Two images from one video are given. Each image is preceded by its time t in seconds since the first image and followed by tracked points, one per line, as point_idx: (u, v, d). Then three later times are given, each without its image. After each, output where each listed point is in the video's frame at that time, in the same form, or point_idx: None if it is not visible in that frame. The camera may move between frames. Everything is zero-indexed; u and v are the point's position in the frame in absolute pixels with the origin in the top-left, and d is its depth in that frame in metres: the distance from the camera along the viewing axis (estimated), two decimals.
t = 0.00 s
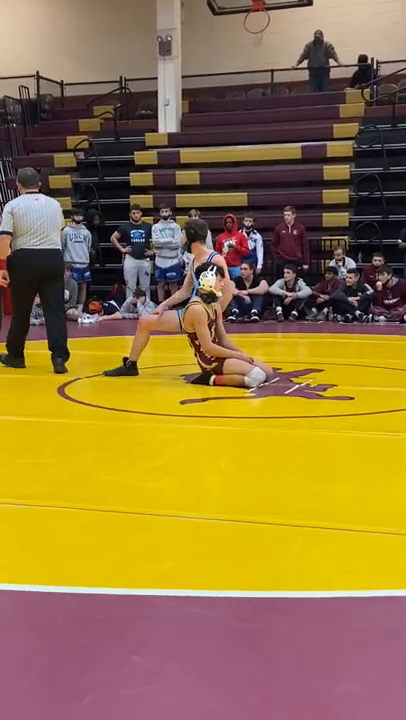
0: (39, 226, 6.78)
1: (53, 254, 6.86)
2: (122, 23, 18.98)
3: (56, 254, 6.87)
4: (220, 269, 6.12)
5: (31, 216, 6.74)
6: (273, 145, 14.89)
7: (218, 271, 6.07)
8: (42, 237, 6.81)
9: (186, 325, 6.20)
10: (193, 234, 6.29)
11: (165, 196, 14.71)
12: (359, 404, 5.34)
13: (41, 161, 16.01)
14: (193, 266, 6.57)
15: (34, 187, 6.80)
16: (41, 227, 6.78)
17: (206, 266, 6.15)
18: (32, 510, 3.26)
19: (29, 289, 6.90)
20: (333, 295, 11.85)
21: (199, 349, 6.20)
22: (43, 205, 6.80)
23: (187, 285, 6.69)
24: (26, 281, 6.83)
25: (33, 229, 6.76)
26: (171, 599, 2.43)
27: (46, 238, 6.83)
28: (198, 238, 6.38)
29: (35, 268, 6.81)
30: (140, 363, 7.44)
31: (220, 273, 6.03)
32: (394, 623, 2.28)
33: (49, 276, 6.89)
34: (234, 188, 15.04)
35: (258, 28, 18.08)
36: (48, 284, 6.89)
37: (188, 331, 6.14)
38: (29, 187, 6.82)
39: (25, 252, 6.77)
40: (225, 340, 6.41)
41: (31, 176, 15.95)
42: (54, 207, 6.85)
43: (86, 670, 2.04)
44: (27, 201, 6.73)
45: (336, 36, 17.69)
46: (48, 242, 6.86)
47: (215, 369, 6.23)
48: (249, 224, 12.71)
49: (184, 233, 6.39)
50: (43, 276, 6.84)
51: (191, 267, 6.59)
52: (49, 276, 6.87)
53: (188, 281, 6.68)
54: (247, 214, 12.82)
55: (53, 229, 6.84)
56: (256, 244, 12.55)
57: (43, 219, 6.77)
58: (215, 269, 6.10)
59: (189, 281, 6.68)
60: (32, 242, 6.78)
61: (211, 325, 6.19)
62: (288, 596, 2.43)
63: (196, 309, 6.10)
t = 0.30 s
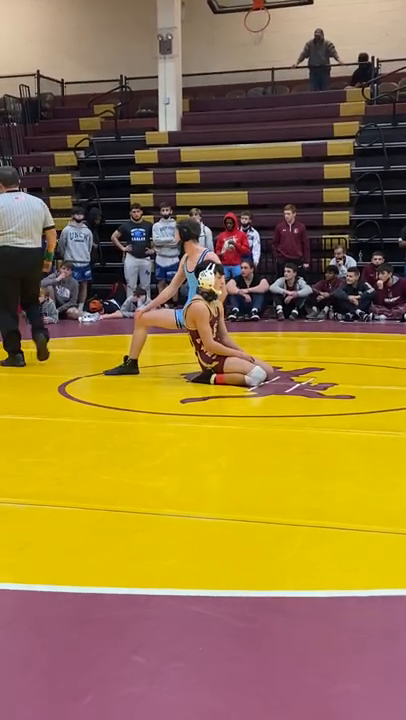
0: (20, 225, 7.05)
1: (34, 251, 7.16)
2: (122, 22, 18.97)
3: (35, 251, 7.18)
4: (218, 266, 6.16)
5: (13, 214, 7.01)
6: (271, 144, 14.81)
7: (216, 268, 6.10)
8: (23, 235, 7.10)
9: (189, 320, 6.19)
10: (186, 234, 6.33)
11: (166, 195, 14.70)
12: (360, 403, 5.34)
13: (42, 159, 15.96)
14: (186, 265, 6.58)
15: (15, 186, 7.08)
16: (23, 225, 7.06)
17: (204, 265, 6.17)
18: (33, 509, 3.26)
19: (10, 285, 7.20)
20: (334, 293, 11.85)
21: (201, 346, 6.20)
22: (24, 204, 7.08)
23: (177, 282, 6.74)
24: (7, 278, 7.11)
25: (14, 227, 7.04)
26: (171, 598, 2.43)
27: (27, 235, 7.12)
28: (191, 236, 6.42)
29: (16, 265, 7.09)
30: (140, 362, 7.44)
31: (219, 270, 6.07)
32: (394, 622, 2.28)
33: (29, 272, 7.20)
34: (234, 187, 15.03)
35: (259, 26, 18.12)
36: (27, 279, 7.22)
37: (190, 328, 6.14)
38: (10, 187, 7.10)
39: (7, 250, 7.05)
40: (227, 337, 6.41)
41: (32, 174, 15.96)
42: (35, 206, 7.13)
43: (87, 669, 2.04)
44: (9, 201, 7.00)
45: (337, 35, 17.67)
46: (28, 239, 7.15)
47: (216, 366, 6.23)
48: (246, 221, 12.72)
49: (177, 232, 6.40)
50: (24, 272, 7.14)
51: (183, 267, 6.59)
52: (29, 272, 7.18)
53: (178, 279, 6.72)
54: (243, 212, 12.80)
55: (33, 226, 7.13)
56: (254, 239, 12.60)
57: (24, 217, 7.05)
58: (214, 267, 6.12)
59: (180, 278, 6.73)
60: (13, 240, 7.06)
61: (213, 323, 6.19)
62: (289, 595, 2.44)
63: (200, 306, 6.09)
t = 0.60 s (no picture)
0: (11, 227, 7.22)
1: (24, 253, 7.31)
2: (122, 21, 18.96)
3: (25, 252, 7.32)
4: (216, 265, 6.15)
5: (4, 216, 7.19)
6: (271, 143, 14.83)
7: (215, 267, 6.10)
8: (14, 237, 7.25)
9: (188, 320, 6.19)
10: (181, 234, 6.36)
11: (165, 194, 14.68)
12: (359, 402, 5.33)
13: (40, 158, 15.91)
14: (182, 265, 6.58)
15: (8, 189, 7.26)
16: (13, 227, 7.23)
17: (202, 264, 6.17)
18: (31, 509, 3.25)
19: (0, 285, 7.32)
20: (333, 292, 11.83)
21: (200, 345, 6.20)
22: (15, 206, 7.25)
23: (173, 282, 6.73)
24: None
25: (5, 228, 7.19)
26: (169, 598, 2.43)
27: (17, 237, 7.27)
28: (186, 236, 6.42)
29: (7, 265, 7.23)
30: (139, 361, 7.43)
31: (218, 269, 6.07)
32: (393, 621, 2.28)
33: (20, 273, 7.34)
34: (233, 186, 15.02)
35: (258, 26, 18.13)
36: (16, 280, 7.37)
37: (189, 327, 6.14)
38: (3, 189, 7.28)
39: None
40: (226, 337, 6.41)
41: (30, 174, 15.93)
42: (26, 209, 7.30)
43: (85, 669, 2.04)
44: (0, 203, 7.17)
45: (336, 34, 17.66)
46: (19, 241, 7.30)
47: (215, 366, 6.23)
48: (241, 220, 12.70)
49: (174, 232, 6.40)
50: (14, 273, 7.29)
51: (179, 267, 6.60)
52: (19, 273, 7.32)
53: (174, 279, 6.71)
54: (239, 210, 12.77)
55: (24, 228, 7.29)
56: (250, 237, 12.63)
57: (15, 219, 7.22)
58: (213, 265, 6.12)
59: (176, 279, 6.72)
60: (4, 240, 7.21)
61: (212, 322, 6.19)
62: (287, 594, 2.43)
63: (199, 306, 6.09)
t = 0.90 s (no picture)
0: (7, 228, 7.45)
1: (19, 251, 7.58)
2: (121, 21, 18.96)
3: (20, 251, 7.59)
4: (215, 265, 6.16)
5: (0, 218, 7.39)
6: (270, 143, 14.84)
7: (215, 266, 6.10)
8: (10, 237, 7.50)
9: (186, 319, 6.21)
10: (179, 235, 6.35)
11: (164, 193, 14.65)
12: (358, 402, 5.33)
13: (39, 158, 15.89)
14: (180, 265, 6.58)
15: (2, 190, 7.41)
16: (9, 226, 7.46)
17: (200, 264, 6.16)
18: (32, 509, 3.24)
19: None
20: (332, 292, 11.81)
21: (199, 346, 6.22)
22: (10, 207, 7.46)
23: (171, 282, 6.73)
24: None
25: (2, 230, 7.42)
26: (171, 597, 2.43)
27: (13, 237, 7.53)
28: (183, 236, 6.42)
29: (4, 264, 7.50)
30: (138, 360, 7.41)
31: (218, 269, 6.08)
32: (393, 620, 2.28)
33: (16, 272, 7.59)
34: (232, 186, 15.02)
35: (256, 25, 18.17)
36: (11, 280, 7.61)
37: (188, 327, 6.16)
38: None
39: None
40: (225, 337, 6.41)
41: (29, 174, 15.90)
42: (21, 209, 7.52)
43: (86, 668, 2.04)
44: None
45: (335, 34, 17.66)
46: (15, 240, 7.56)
47: (214, 366, 6.25)
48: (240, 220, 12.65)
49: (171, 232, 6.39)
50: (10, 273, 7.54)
51: (177, 267, 6.59)
52: (15, 272, 7.57)
53: (171, 279, 6.70)
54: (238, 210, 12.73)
55: (18, 228, 7.54)
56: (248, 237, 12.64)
57: (11, 220, 7.45)
58: (212, 264, 6.13)
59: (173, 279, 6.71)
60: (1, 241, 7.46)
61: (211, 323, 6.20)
62: (288, 594, 2.43)
63: (197, 306, 6.11)
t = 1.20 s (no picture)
0: None
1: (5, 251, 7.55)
2: (119, 21, 18.95)
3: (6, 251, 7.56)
4: (213, 264, 6.14)
5: None
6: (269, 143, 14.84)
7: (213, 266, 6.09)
8: None
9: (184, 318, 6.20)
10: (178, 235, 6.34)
11: (161, 193, 14.64)
12: (357, 402, 5.32)
13: (37, 158, 15.87)
14: (179, 265, 6.61)
15: None
16: None
17: (199, 264, 6.15)
18: (29, 510, 3.24)
19: None
20: (330, 292, 11.82)
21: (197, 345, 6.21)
22: None
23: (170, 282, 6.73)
24: None
25: None
26: (169, 597, 2.42)
27: None
28: (182, 235, 6.41)
29: None
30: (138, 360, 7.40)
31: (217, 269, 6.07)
32: (391, 620, 2.28)
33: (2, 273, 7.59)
34: (230, 186, 15.02)
35: (254, 25, 18.16)
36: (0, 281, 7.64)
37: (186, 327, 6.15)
38: None
39: None
40: (224, 337, 6.40)
41: (27, 174, 15.90)
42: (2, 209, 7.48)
43: (84, 668, 2.03)
44: None
45: (333, 33, 17.65)
46: None
47: (212, 366, 6.25)
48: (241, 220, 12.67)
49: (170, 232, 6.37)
50: None
51: (176, 266, 6.62)
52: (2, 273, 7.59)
53: (170, 279, 6.70)
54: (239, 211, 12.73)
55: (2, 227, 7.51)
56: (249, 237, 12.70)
57: None
58: (212, 264, 6.12)
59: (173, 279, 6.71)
60: None
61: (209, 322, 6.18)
62: (287, 594, 2.43)
63: (196, 305, 6.09)
